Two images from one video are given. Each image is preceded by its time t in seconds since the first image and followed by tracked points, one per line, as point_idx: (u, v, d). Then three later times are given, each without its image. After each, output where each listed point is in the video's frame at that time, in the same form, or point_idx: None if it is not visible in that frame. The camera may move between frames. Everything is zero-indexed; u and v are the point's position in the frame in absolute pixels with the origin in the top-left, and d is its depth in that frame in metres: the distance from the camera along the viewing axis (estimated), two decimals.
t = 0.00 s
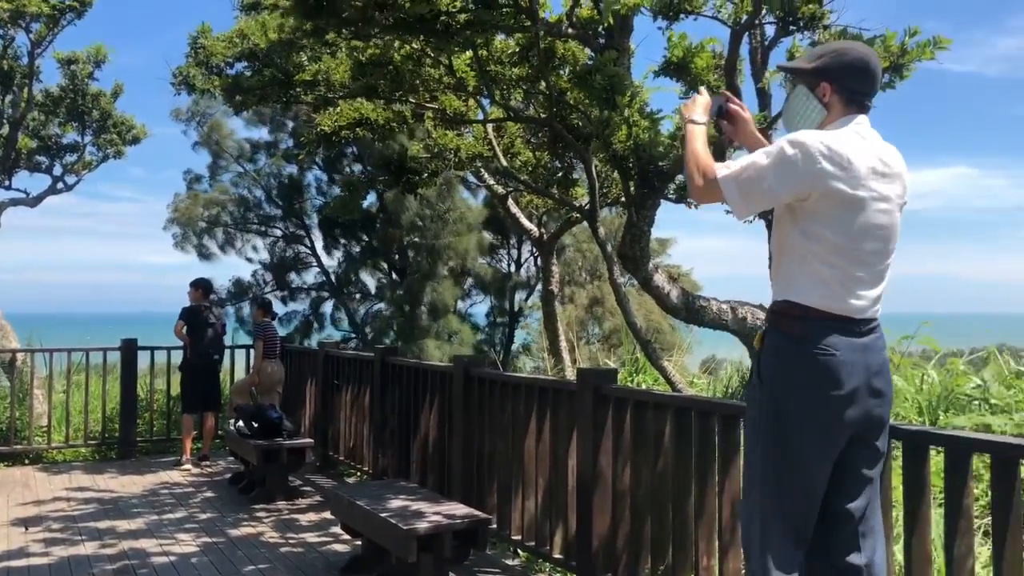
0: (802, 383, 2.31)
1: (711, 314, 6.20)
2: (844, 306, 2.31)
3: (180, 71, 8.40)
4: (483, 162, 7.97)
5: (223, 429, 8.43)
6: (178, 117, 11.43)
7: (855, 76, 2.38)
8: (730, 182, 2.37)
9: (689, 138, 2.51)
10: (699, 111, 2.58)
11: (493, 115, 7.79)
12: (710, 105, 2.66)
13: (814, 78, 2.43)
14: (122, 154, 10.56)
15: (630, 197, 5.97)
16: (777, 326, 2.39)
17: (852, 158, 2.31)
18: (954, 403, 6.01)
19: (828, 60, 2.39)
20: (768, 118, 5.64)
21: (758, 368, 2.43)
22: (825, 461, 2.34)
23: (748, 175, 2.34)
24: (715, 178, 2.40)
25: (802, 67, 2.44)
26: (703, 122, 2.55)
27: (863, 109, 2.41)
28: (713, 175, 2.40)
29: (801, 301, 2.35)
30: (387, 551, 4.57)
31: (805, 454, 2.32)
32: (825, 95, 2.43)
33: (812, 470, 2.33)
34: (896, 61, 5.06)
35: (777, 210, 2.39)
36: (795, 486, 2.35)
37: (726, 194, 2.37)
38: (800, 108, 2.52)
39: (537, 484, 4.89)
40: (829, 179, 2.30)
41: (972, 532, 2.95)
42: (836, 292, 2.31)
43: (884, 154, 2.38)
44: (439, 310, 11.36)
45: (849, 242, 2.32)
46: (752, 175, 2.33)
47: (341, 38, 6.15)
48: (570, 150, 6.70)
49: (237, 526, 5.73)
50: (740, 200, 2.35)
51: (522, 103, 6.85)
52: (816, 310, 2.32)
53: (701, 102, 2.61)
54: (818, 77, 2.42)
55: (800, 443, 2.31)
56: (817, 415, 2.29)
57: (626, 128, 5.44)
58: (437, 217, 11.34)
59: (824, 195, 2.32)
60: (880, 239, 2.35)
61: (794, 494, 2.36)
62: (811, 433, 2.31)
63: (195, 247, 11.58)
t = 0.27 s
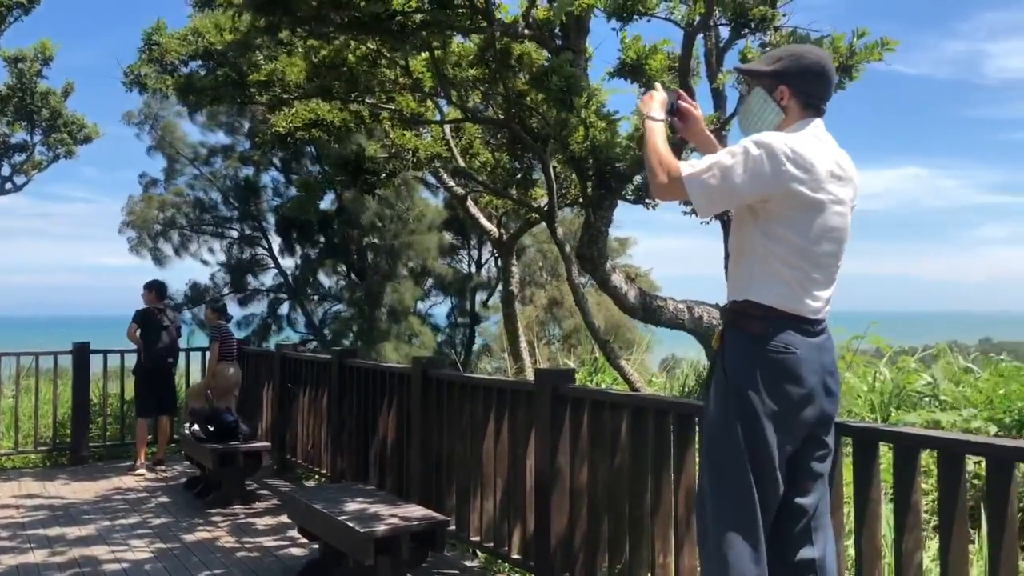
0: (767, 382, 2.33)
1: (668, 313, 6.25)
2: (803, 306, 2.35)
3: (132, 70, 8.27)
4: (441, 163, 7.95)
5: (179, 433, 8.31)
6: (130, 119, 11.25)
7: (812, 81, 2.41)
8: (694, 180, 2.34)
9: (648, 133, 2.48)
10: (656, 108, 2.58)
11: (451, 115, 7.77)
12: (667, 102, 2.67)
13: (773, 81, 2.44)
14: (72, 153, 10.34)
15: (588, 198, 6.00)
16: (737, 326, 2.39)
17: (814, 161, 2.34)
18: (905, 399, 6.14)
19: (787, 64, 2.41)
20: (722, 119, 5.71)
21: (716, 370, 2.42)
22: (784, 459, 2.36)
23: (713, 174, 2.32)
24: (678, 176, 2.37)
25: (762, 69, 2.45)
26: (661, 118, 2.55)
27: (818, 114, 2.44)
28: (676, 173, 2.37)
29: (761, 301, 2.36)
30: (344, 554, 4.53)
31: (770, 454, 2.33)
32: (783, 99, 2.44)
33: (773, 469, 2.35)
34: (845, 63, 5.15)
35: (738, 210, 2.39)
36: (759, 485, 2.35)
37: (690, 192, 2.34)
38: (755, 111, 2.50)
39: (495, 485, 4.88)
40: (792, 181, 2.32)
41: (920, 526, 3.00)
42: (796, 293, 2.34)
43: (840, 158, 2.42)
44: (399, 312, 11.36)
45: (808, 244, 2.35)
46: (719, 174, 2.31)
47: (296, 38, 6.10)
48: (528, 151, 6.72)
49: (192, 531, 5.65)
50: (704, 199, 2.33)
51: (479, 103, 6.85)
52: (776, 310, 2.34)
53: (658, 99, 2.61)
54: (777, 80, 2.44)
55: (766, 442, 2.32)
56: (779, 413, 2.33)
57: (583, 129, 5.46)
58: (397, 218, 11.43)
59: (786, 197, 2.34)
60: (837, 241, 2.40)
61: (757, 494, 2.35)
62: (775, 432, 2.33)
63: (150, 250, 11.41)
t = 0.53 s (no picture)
0: (725, 382, 2.34)
1: (634, 312, 6.28)
2: (762, 306, 2.37)
3: (92, 69, 8.14)
4: (408, 163, 7.94)
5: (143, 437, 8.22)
6: (92, 119, 11.11)
7: (770, 81, 2.42)
8: (656, 179, 2.35)
9: (609, 132, 2.50)
10: (615, 106, 2.60)
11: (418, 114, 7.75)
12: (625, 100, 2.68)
13: (731, 81, 2.45)
14: (32, 154, 10.17)
15: (554, 197, 6.02)
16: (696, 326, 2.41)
17: (774, 161, 2.35)
18: (868, 395, 6.23)
19: (746, 64, 2.42)
20: (685, 118, 5.75)
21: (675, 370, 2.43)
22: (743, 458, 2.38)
23: (675, 173, 2.33)
24: (640, 174, 2.38)
25: (720, 69, 2.46)
26: (620, 117, 2.57)
27: (776, 115, 2.46)
28: (639, 171, 2.38)
29: (721, 300, 2.38)
30: (310, 557, 4.50)
31: (729, 453, 2.34)
32: (741, 99, 2.46)
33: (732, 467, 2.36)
34: (806, 63, 5.21)
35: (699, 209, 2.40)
36: (717, 484, 2.37)
37: (653, 191, 2.35)
38: (714, 110, 2.51)
39: (463, 484, 4.88)
40: (753, 181, 2.33)
41: (880, 520, 3.04)
42: (755, 292, 2.36)
43: (797, 158, 2.45)
44: (368, 311, 11.29)
45: (767, 243, 2.38)
46: (681, 173, 2.32)
47: (259, 37, 6.07)
48: (495, 151, 6.72)
49: (156, 535, 5.58)
50: (666, 198, 2.33)
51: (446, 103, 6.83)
52: (735, 309, 2.36)
53: (617, 97, 2.62)
54: (735, 81, 2.45)
55: (725, 441, 2.33)
56: (737, 412, 2.34)
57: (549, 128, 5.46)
58: (368, 217, 11.29)
59: (746, 197, 2.35)
60: (795, 241, 2.42)
61: (715, 493, 2.37)
62: (734, 431, 2.35)
63: (114, 253, 11.24)
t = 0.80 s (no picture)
0: (689, 381, 2.35)
1: (606, 310, 6.30)
2: (724, 305, 2.38)
3: (58, 64, 8.02)
4: (380, 161, 7.90)
5: (112, 438, 8.12)
6: (62, 112, 10.95)
7: (732, 81, 2.43)
8: (619, 179, 2.35)
9: (572, 132, 2.50)
10: (578, 105, 2.61)
11: (390, 112, 7.72)
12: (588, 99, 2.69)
13: (693, 81, 2.46)
14: None
15: (526, 195, 6.03)
16: (659, 326, 2.41)
17: (735, 162, 2.36)
18: (837, 391, 6.29)
19: (708, 64, 2.43)
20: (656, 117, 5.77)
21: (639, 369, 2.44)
22: (706, 456, 2.40)
23: (637, 173, 2.33)
24: (603, 175, 2.38)
25: (682, 68, 2.47)
26: (584, 116, 2.58)
27: (738, 114, 2.47)
28: (601, 171, 2.39)
29: (683, 299, 2.38)
30: (281, 559, 4.47)
31: (693, 452, 2.36)
32: (703, 98, 2.47)
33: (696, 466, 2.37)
34: (774, 64, 5.24)
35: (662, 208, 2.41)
36: (681, 483, 2.38)
37: (616, 190, 2.35)
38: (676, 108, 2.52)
39: (435, 484, 4.87)
40: (714, 181, 2.34)
41: (847, 516, 3.06)
42: (717, 291, 2.37)
43: (759, 158, 2.46)
44: (344, 309, 11.38)
45: (729, 243, 2.39)
46: (643, 172, 2.32)
47: (228, 34, 6.01)
48: (467, 150, 6.70)
49: (126, 539, 5.51)
50: (628, 198, 2.33)
51: (419, 101, 6.80)
52: (698, 309, 2.37)
53: (580, 96, 2.63)
54: (698, 80, 2.46)
55: (689, 440, 2.34)
56: (700, 411, 2.36)
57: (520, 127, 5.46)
58: (344, 214, 11.29)
59: (708, 196, 2.36)
60: (756, 240, 2.44)
61: (680, 492, 2.38)
62: (698, 430, 2.36)
63: (84, 252, 11.10)
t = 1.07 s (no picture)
0: (656, 379, 2.37)
1: (581, 309, 6.31)
2: (691, 305, 2.39)
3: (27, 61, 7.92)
4: (354, 160, 7.87)
5: (83, 440, 8.04)
6: (34, 107, 10.81)
7: (697, 82, 2.45)
8: (587, 180, 2.37)
9: (539, 134, 2.52)
10: (546, 108, 2.64)
11: (365, 110, 7.67)
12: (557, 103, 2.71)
13: (659, 82, 2.47)
14: None
15: (501, 195, 6.05)
16: (626, 326, 2.42)
17: (701, 163, 2.37)
18: (809, 389, 6.35)
19: (674, 66, 2.44)
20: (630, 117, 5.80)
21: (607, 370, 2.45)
22: (676, 455, 2.41)
23: (604, 174, 2.35)
24: (571, 176, 2.39)
25: (648, 70, 2.47)
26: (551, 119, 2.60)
27: (703, 116, 2.49)
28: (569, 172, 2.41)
29: (651, 300, 2.39)
30: (255, 561, 4.44)
31: (662, 451, 2.37)
32: (669, 100, 2.48)
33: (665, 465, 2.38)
34: (747, 64, 5.28)
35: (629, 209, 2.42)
36: (651, 483, 2.39)
37: (584, 191, 2.37)
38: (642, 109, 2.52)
39: (409, 485, 4.86)
40: (681, 182, 2.35)
41: (817, 515, 3.09)
42: (685, 291, 2.39)
43: (725, 158, 2.47)
44: (323, 308, 11.49)
45: (696, 243, 2.40)
46: (609, 174, 2.35)
47: (201, 33, 5.96)
48: (441, 149, 6.67)
49: (97, 542, 5.46)
50: (596, 199, 2.36)
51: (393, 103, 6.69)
52: (666, 309, 2.38)
53: (548, 99, 2.66)
54: (663, 82, 2.47)
55: (657, 439, 2.36)
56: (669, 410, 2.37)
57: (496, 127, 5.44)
58: (323, 213, 11.41)
59: (675, 197, 2.37)
60: (723, 241, 2.45)
61: (650, 491, 2.39)
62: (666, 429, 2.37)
63: (56, 249, 10.96)
